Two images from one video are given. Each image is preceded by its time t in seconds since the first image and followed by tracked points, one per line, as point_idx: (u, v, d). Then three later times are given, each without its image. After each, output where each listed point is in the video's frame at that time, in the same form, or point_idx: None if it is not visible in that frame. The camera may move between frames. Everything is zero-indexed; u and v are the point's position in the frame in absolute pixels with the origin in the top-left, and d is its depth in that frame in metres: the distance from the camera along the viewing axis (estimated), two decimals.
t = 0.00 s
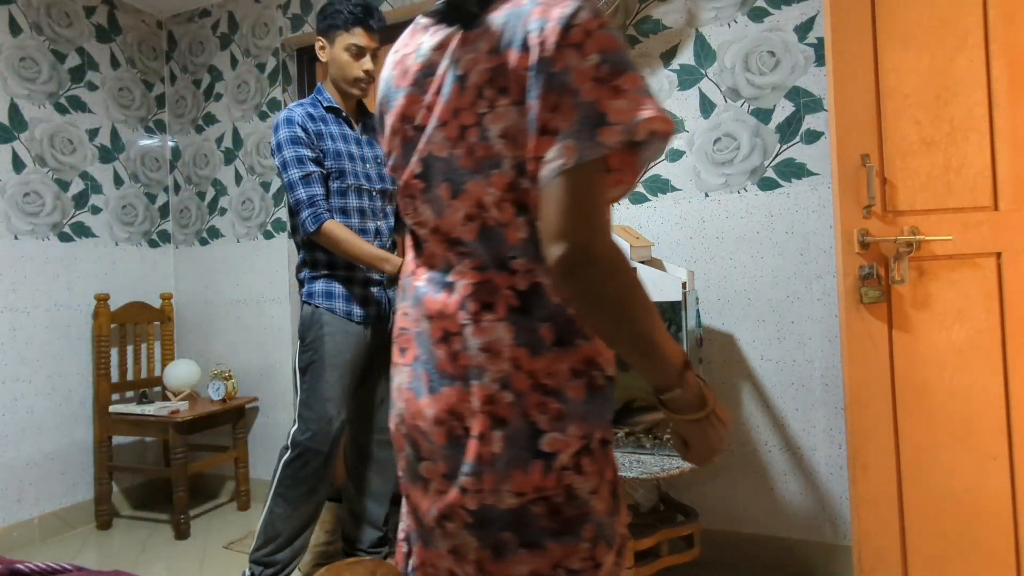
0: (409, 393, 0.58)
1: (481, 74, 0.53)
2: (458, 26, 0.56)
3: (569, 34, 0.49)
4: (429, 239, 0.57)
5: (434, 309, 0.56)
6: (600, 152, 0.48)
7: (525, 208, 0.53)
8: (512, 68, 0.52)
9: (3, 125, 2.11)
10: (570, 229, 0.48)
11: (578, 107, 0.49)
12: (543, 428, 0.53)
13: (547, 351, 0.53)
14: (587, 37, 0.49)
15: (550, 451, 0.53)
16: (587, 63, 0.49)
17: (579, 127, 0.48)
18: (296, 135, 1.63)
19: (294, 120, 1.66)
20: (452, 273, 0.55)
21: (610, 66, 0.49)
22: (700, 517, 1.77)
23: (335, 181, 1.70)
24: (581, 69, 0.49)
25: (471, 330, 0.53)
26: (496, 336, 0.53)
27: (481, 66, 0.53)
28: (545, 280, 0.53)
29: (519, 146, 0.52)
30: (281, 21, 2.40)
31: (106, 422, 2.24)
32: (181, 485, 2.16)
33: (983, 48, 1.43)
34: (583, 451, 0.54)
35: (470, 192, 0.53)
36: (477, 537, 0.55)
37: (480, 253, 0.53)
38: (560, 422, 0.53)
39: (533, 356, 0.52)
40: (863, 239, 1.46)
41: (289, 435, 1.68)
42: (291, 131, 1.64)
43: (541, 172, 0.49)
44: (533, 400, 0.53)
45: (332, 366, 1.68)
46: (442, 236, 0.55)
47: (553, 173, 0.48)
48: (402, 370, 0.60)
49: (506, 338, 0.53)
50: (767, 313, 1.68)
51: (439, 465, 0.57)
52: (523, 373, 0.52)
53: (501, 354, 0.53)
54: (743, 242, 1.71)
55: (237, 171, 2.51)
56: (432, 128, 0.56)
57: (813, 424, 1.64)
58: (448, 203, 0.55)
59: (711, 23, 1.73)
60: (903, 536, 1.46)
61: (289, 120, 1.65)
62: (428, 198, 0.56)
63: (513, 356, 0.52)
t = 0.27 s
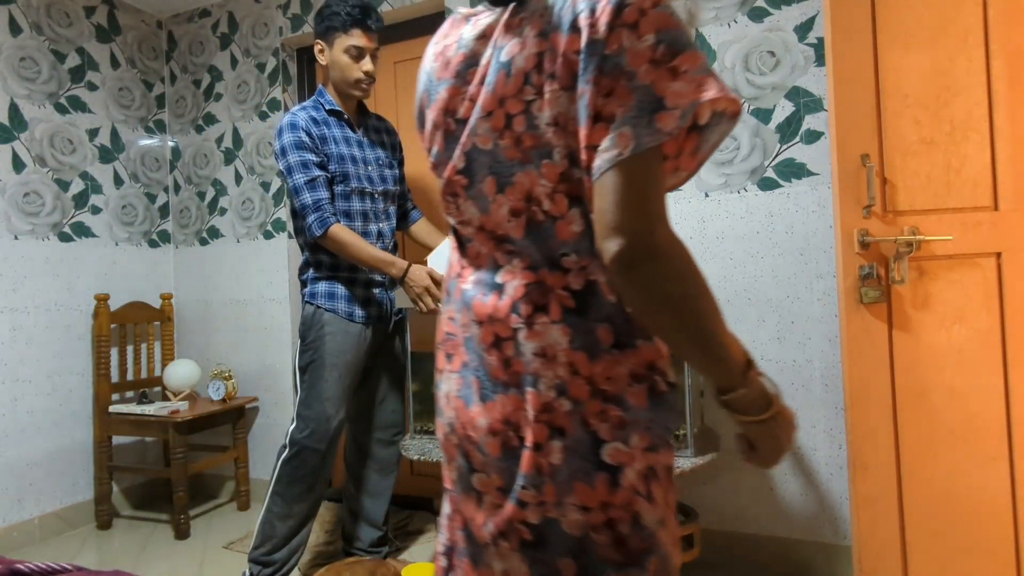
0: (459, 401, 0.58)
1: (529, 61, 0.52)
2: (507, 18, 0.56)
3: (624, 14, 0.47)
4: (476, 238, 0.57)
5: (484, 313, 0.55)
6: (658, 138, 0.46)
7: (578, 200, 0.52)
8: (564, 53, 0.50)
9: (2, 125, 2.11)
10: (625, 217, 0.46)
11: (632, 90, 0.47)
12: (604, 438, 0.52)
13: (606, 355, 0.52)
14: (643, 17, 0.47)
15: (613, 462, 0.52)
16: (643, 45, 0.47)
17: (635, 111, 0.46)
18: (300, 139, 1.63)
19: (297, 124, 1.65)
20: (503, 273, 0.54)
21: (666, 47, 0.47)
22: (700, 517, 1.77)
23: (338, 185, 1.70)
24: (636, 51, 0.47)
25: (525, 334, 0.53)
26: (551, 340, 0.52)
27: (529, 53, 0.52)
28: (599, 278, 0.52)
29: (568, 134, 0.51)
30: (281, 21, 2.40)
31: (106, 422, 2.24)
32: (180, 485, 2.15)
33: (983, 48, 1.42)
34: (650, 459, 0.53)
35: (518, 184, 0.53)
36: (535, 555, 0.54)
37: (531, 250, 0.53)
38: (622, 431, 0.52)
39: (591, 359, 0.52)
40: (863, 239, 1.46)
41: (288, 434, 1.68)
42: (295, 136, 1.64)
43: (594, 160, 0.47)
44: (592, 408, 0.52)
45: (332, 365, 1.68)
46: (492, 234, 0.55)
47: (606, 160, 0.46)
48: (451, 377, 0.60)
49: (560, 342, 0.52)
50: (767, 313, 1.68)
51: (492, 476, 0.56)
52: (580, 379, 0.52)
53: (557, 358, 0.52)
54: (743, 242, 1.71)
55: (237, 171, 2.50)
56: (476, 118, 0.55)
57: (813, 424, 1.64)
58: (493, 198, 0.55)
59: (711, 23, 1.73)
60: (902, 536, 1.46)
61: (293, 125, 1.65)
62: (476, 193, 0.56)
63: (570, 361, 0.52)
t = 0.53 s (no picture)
0: (515, 412, 0.58)
1: (570, 59, 0.51)
2: (549, 23, 0.55)
3: None
4: (532, 244, 0.57)
5: (536, 320, 0.55)
6: (700, 122, 0.44)
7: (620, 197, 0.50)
8: (600, 44, 0.49)
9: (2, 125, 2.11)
10: (665, 209, 0.44)
11: (674, 74, 0.45)
12: (652, 449, 0.50)
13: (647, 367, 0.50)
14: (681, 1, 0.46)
15: (662, 475, 0.50)
16: (682, 28, 0.46)
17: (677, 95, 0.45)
18: (301, 144, 1.63)
19: (298, 129, 1.66)
20: (554, 278, 0.54)
21: (707, 31, 0.46)
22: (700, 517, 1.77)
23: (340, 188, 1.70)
24: (676, 35, 0.46)
25: (574, 340, 0.52)
26: (597, 347, 0.51)
27: (570, 52, 0.51)
28: (646, 277, 0.50)
29: (612, 130, 0.49)
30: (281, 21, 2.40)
31: (106, 422, 2.24)
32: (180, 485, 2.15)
33: (983, 48, 1.42)
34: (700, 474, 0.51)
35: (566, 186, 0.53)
36: None
37: (581, 253, 0.52)
38: (671, 443, 0.50)
39: (638, 366, 0.50)
40: (863, 239, 1.47)
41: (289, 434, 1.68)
42: (296, 140, 1.64)
43: (633, 150, 0.46)
44: (640, 418, 0.50)
45: (335, 365, 1.68)
46: (544, 241, 0.55)
47: (645, 150, 0.45)
48: (509, 389, 0.60)
49: (606, 349, 0.51)
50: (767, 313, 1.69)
51: (545, 484, 0.56)
52: (627, 388, 0.50)
53: (603, 366, 0.51)
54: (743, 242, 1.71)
55: (237, 171, 2.50)
56: (525, 125, 0.55)
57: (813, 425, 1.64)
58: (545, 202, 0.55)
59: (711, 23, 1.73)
60: (903, 537, 1.47)
61: (295, 130, 1.65)
62: (529, 200, 0.56)
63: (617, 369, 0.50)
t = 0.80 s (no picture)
0: (607, 416, 0.64)
1: (659, 87, 0.57)
2: (637, 56, 0.61)
3: (746, 26, 0.51)
4: (620, 262, 0.62)
5: (626, 331, 0.60)
6: (782, 139, 0.49)
7: (704, 212, 0.56)
8: (687, 72, 0.54)
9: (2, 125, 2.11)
10: (750, 219, 0.49)
11: (757, 95, 0.50)
12: (731, 457, 0.56)
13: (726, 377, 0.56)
14: (765, 26, 0.51)
15: (740, 481, 0.57)
16: (764, 51, 0.50)
17: (759, 114, 0.50)
18: (299, 150, 1.64)
19: (296, 135, 1.66)
20: (639, 294, 0.59)
21: (788, 53, 0.51)
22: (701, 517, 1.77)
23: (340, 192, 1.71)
24: (759, 58, 0.50)
25: (659, 351, 0.58)
26: (680, 357, 0.57)
27: (659, 80, 0.57)
28: (727, 288, 0.55)
29: (698, 150, 0.55)
30: (281, 21, 2.40)
31: (106, 422, 2.24)
32: (180, 485, 2.15)
33: (982, 47, 1.42)
34: (774, 480, 0.57)
35: (650, 204, 0.58)
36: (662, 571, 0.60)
37: (661, 268, 0.58)
38: (748, 451, 0.56)
39: (715, 379, 0.56)
40: (863, 239, 1.47)
41: (292, 432, 1.68)
42: (294, 147, 1.64)
43: (719, 165, 0.51)
44: (715, 426, 0.56)
45: (337, 365, 1.68)
46: (629, 258, 0.61)
47: (732, 164, 0.50)
48: (603, 395, 0.66)
49: (687, 360, 0.57)
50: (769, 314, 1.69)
51: (630, 486, 0.62)
52: (705, 397, 0.56)
53: (685, 376, 0.57)
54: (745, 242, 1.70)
55: (237, 171, 2.50)
56: (617, 149, 0.60)
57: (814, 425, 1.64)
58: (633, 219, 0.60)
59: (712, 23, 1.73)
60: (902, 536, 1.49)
61: (293, 135, 1.65)
62: (622, 219, 0.62)
63: (695, 380, 0.56)
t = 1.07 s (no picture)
0: (724, 385, 0.66)
1: (773, 97, 0.62)
2: (748, 75, 0.66)
3: (856, 47, 0.58)
4: (728, 251, 0.66)
5: (745, 311, 0.64)
6: (891, 140, 0.55)
7: (818, 203, 0.60)
8: (801, 86, 0.60)
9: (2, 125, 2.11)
10: (867, 205, 0.54)
11: (869, 106, 0.57)
12: (853, 411, 0.59)
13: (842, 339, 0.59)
14: (869, 46, 0.58)
15: (865, 429, 0.59)
16: (872, 66, 0.58)
17: (871, 121, 0.56)
18: (298, 151, 1.65)
19: (294, 135, 1.66)
20: (751, 276, 0.63)
21: (890, 69, 0.58)
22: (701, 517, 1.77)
23: (339, 192, 1.71)
24: (868, 73, 0.58)
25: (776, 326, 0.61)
26: (792, 329, 0.60)
27: (773, 92, 0.62)
28: (838, 267, 0.60)
29: (815, 152, 0.60)
30: (281, 21, 2.40)
31: (106, 422, 2.24)
32: (179, 484, 2.15)
33: (983, 46, 1.41)
34: (892, 427, 0.59)
35: (766, 199, 0.63)
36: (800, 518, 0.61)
37: (770, 253, 0.62)
38: (867, 402, 0.59)
39: (829, 342, 0.59)
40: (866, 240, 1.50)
41: (287, 434, 1.68)
42: (292, 147, 1.65)
43: (833, 164, 0.57)
44: (835, 384, 0.59)
45: (332, 364, 1.69)
46: (739, 248, 0.65)
47: (849, 160, 0.56)
48: (716, 366, 0.68)
49: (798, 330, 0.60)
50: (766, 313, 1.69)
51: (750, 443, 0.64)
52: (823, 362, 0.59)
53: (798, 345, 0.60)
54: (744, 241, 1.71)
55: (237, 171, 2.50)
56: (734, 156, 0.65)
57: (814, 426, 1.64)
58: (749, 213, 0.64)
59: (711, 23, 1.73)
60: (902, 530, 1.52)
61: (292, 135, 1.66)
62: (736, 215, 0.66)
63: (811, 348, 0.60)
